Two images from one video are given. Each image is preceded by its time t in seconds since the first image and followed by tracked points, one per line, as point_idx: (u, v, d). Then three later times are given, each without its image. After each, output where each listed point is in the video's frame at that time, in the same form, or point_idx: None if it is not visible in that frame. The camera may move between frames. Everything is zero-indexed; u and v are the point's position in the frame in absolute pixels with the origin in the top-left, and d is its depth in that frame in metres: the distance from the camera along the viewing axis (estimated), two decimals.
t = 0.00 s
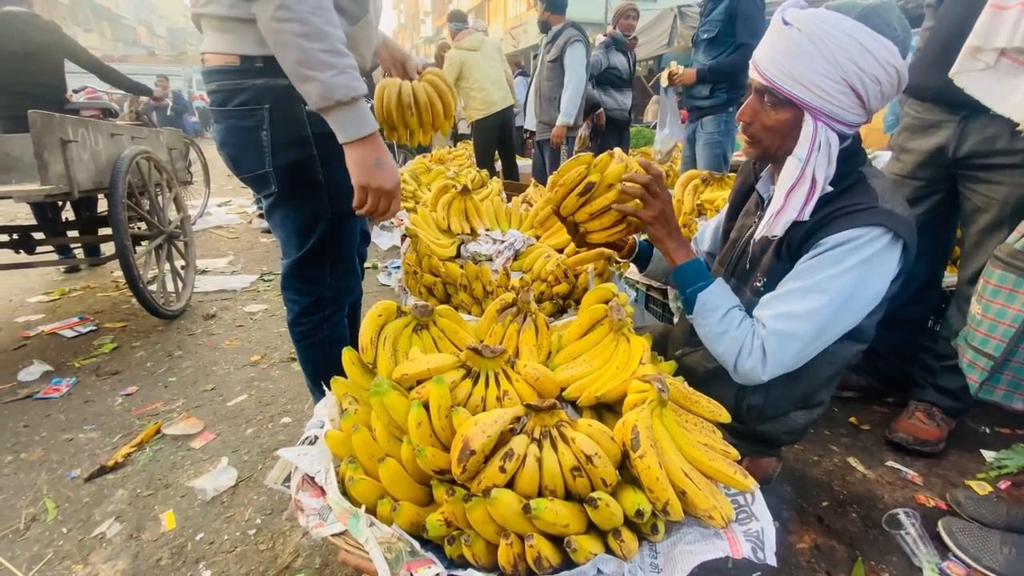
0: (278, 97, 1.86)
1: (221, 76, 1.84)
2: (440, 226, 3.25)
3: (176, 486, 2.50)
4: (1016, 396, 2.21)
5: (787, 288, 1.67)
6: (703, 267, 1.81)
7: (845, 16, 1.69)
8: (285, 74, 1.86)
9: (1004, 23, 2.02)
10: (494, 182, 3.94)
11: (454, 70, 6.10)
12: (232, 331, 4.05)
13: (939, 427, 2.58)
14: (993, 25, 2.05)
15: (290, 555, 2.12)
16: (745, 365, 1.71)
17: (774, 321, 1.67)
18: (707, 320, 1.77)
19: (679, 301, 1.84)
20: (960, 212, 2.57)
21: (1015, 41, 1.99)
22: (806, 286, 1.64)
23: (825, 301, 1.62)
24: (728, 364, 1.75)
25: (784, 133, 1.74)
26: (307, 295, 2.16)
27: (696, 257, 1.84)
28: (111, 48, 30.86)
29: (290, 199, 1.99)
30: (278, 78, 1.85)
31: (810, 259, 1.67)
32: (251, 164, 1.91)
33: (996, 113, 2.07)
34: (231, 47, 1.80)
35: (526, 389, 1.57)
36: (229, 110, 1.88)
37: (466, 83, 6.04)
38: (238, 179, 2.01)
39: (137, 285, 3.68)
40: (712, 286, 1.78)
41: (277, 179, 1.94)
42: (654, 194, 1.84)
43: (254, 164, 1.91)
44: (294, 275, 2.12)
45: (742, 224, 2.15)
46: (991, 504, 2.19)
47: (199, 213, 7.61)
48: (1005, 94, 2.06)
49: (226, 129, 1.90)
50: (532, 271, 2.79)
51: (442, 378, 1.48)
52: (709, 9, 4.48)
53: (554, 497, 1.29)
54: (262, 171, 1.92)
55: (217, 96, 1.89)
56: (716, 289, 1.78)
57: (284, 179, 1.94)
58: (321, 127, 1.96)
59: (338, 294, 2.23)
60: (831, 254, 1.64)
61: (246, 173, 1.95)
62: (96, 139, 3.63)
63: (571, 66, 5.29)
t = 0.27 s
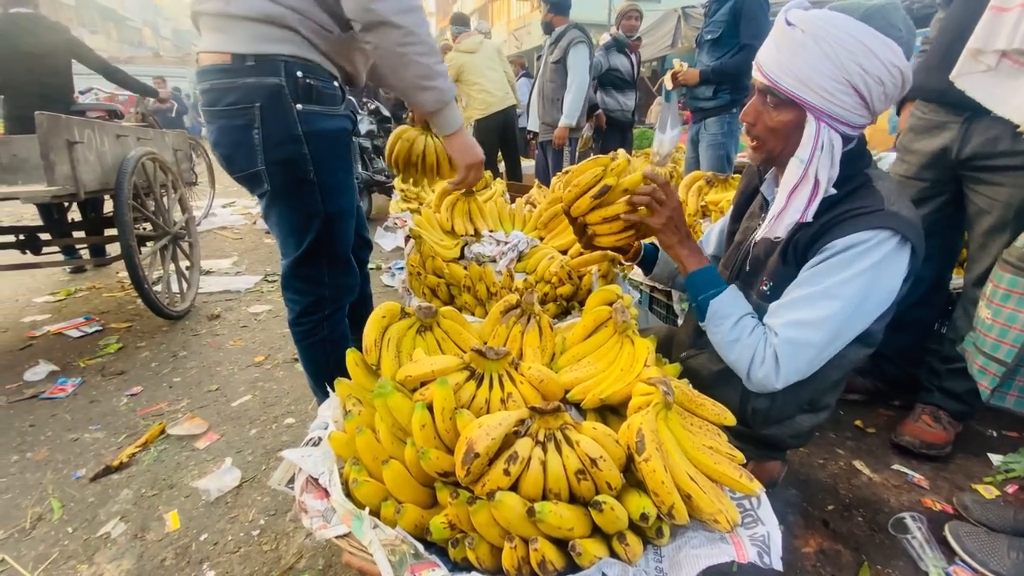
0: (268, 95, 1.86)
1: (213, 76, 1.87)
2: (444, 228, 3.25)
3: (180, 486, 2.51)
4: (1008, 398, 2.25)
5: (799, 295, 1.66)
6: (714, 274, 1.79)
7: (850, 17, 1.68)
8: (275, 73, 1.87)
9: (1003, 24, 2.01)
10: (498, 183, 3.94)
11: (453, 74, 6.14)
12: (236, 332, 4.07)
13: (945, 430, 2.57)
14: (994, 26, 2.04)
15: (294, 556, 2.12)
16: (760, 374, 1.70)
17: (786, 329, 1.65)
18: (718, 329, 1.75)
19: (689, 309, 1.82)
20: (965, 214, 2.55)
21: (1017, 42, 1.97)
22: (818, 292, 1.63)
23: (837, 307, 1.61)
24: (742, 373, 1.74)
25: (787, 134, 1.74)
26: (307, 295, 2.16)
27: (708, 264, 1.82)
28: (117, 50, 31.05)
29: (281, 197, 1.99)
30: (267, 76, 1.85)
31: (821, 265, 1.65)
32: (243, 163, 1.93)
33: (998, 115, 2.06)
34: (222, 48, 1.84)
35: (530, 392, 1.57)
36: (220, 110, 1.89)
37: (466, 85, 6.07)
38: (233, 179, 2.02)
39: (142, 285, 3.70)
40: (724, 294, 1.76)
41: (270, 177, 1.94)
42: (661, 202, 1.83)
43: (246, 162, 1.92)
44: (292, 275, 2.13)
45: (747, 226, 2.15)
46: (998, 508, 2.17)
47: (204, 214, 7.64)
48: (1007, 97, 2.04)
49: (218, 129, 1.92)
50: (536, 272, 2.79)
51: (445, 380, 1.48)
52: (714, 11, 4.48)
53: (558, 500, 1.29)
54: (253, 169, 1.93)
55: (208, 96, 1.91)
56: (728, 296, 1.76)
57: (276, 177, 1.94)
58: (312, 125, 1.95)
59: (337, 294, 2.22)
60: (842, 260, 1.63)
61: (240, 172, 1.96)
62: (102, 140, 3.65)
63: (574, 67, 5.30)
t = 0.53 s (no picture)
0: (261, 97, 1.89)
1: (214, 83, 1.94)
2: (447, 229, 3.26)
3: (183, 486, 2.51)
4: (1012, 399, 2.26)
5: (801, 295, 1.65)
6: (713, 272, 1.76)
7: (854, 17, 1.68)
8: (267, 75, 1.89)
9: (1012, 24, 2.00)
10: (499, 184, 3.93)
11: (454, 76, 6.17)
12: (239, 332, 4.08)
13: (950, 432, 2.55)
14: (1002, 26, 2.03)
15: (297, 556, 2.12)
16: (760, 373, 1.69)
17: (788, 329, 1.64)
18: (718, 328, 1.73)
19: (688, 307, 1.78)
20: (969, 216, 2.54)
21: None
22: (821, 292, 1.62)
23: (841, 307, 1.60)
24: (741, 372, 1.73)
25: (792, 134, 1.73)
26: (334, 289, 2.17)
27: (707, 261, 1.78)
28: (121, 51, 31.17)
29: (287, 195, 2.00)
30: (260, 79, 1.88)
31: (825, 264, 1.64)
32: (248, 163, 1.98)
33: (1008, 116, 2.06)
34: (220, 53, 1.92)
35: (533, 393, 1.57)
36: (224, 115, 1.96)
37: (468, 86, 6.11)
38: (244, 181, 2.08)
39: (145, 285, 3.71)
40: (722, 291, 1.73)
41: (274, 176, 1.98)
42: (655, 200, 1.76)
43: (251, 162, 1.97)
44: (317, 270, 2.14)
45: (751, 227, 2.14)
46: (1002, 511, 2.16)
47: (208, 215, 7.67)
48: (1014, 97, 2.04)
49: (223, 132, 1.98)
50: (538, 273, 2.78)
51: (449, 381, 1.48)
52: (717, 11, 4.46)
53: (561, 502, 1.28)
54: (258, 168, 1.98)
55: (212, 101, 1.98)
56: (727, 295, 1.74)
57: (279, 175, 1.97)
58: (308, 123, 1.95)
59: (365, 286, 2.21)
60: (847, 259, 1.62)
61: (247, 174, 2.01)
62: (106, 141, 3.67)
63: (575, 67, 5.30)
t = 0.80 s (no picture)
0: (279, 99, 1.92)
1: (231, 84, 1.97)
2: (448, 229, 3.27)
3: (184, 486, 2.51)
4: (1013, 399, 2.25)
5: (833, 309, 1.59)
6: (746, 291, 1.65)
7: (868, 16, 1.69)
8: (284, 77, 1.92)
9: (1016, 23, 2.00)
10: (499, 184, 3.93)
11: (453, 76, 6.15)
12: (240, 333, 4.08)
13: (951, 433, 2.54)
14: (1005, 27, 2.02)
15: (298, 556, 2.12)
16: (802, 396, 1.62)
17: (826, 347, 1.59)
18: (754, 353, 1.63)
19: (721, 329, 1.67)
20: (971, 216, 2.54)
21: None
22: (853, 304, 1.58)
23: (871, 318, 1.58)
24: (781, 396, 1.65)
25: (825, 143, 1.74)
26: (354, 283, 2.18)
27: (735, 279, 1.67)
28: (123, 52, 31.23)
29: (304, 193, 2.02)
30: (278, 82, 1.91)
31: (850, 273, 1.61)
32: (265, 162, 2.00)
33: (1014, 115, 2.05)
34: (239, 55, 1.95)
35: (535, 394, 1.57)
36: (240, 115, 1.98)
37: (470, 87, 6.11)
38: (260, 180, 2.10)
39: (148, 285, 3.71)
40: (757, 312, 1.63)
41: (292, 174, 2.00)
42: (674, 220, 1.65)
43: (268, 162, 2.00)
44: (335, 266, 2.16)
45: (753, 227, 2.15)
46: (1004, 512, 2.16)
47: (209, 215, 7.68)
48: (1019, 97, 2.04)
49: (241, 132, 2.01)
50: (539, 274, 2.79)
51: (450, 381, 1.48)
52: (720, 11, 4.43)
53: (562, 503, 1.28)
54: (275, 167, 2.00)
55: (228, 103, 2.00)
56: (762, 314, 1.65)
57: (297, 172, 1.99)
58: (324, 123, 1.98)
59: (385, 280, 2.23)
60: (870, 266, 1.59)
61: (263, 172, 2.03)
62: (109, 142, 3.67)
63: (573, 67, 5.28)
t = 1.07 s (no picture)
0: (286, 91, 1.92)
1: (238, 73, 1.95)
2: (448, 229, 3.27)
3: (183, 486, 2.51)
4: (1012, 399, 2.25)
5: (907, 328, 1.59)
6: (813, 333, 1.61)
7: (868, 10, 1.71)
8: (292, 70, 1.91)
9: (1018, 22, 2.00)
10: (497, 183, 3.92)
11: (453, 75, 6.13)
12: (239, 333, 4.07)
13: (952, 433, 2.53)
14: (1008, 25, 2.03)
15: (297, 557, 2.12)
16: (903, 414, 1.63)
17: (914, 366, 1.59)
18: (844, 390, 1.61)
19: (801, 378, 1.63)
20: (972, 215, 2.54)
21: None
22: (925, 317, 1.58)
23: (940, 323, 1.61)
24: (881, 420, 1.65)
25: (826, 134, 1.73)
26: (351, 280, 2.17)
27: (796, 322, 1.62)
28: (122, 52, 31.22)
29: (305, 188, 2.01)
30: (285, 74, 1.90)
31: (904, 290, 1.59)
32: (267, 154, 1.99)
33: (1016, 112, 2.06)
34: (247, 44, 1.93)
35: (534, 394, 1.57)
36: (244, 105, 1.96)
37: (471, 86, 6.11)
38: (260, 172, 2.09)
39: (148, 284, 3.71)
40: (835, 353, 1.60)
41: (292, 166, 1.99)
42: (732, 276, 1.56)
43: (270, 154, 1.99)
44: (332, 262, 2.15)
45: (756, 227, 2.10)
46: (1004, 513, 2.16)
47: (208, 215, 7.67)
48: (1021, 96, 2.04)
49: (244, 122, 1.99)
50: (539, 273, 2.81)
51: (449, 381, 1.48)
52: (722, 9, 4.42)
53: (562, 503, 1.28)
54: (277, 160, 1.99)
55: (232, 93, 1.99)
56: (838, 352, 1.61)
57: (299, 165, 1.98)
58: (329, 119, 1.98)
59: (381, 279, 2.22)
60: (922, 278, 1.59)
61: (265, 163, 2.02)
62: (109, 141, 3.67)
63: (572, 66, 5.25)
